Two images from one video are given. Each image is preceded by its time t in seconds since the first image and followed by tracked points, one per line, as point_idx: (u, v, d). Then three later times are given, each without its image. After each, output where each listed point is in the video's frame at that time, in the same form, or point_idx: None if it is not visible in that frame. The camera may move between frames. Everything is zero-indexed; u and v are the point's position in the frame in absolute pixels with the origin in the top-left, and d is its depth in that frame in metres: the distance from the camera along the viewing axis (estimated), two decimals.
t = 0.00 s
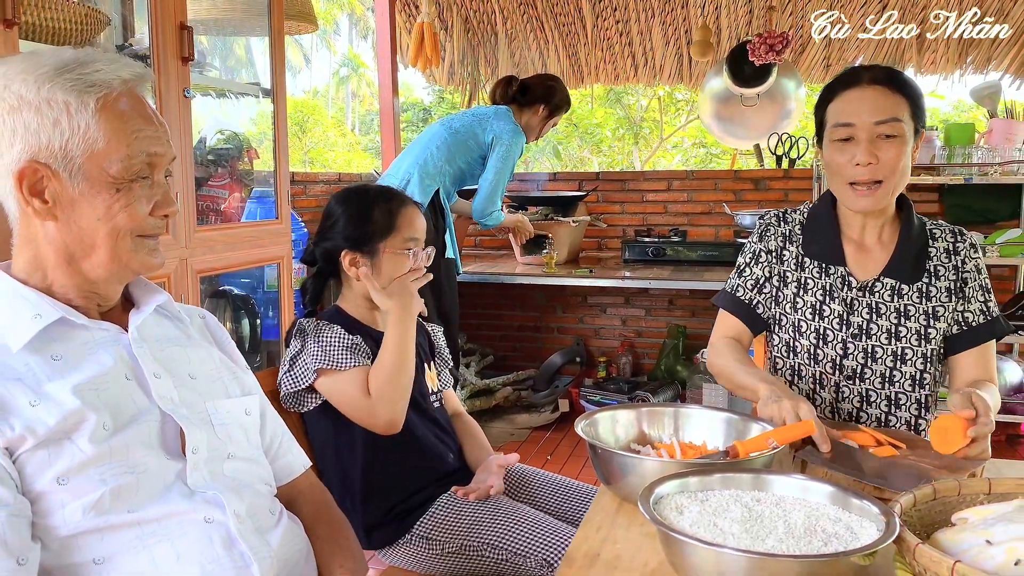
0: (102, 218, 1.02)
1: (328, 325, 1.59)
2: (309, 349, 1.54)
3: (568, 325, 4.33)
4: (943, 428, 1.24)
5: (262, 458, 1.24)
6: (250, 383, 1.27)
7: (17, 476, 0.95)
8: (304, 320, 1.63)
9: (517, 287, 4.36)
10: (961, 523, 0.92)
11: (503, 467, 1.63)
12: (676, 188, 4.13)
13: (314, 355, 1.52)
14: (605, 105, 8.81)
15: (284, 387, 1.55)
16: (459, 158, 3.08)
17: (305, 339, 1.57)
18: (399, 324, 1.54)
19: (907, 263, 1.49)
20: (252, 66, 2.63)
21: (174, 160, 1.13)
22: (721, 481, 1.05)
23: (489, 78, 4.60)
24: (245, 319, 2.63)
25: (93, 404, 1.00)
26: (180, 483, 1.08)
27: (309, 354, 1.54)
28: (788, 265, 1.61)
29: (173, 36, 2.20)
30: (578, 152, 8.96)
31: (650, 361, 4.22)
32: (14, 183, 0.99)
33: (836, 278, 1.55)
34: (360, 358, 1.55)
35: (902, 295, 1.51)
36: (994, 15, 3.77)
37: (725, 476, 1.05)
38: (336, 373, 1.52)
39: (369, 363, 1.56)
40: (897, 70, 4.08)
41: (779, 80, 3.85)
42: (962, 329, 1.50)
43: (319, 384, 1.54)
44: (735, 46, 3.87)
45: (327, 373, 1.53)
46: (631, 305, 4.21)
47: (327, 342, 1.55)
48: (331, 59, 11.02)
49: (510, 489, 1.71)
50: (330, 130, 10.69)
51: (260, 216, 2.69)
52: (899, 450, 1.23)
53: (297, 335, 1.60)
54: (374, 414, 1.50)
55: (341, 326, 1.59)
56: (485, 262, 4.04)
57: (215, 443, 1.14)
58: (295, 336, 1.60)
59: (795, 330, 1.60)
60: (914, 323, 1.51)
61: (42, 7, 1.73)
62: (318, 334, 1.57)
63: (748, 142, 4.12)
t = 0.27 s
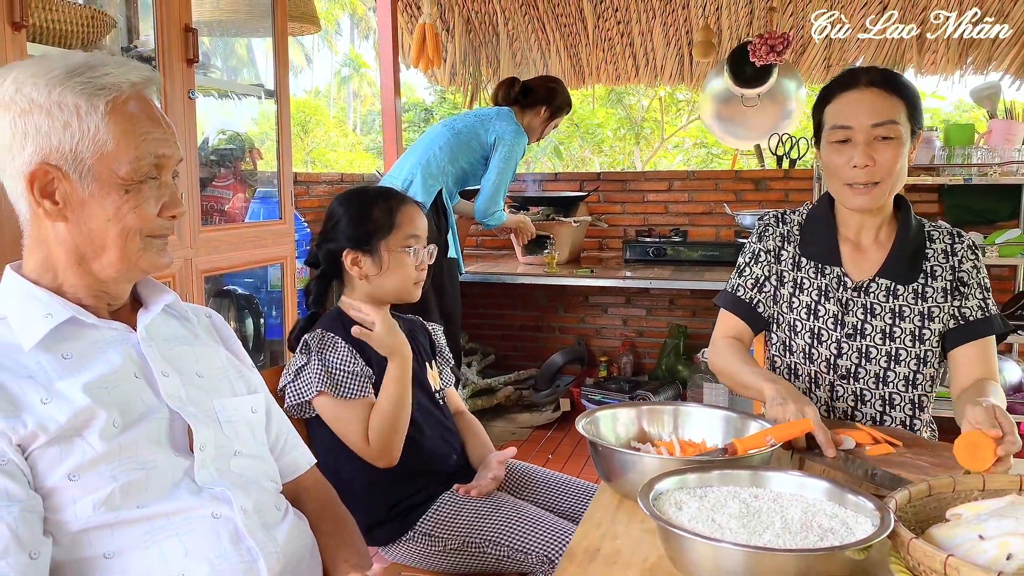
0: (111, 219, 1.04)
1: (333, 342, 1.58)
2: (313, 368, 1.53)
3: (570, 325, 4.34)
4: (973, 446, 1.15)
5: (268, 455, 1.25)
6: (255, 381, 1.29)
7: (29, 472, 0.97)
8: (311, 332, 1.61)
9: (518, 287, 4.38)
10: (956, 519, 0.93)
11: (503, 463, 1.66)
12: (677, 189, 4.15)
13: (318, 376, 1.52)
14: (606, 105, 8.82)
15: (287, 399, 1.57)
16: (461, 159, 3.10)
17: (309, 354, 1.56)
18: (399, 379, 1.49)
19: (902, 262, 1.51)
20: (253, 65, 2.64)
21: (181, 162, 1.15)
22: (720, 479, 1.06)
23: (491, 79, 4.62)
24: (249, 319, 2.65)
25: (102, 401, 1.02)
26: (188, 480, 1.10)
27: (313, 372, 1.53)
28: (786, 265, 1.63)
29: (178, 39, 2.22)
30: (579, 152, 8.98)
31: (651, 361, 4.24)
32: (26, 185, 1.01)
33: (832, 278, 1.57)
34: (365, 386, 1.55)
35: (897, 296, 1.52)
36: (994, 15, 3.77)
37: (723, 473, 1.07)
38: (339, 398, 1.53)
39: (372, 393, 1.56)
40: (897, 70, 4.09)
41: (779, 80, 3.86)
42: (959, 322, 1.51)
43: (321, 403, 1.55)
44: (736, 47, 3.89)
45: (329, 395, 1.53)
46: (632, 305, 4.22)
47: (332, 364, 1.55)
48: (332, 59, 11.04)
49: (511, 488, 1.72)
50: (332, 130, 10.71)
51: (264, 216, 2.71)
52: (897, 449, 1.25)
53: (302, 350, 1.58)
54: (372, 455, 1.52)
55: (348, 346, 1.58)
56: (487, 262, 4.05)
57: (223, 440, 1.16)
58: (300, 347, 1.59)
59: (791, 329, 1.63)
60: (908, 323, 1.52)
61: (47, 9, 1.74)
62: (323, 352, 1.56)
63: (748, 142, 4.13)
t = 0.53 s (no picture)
0: (124, 220, 1.06)
1: (338, 340, 1.59)
2: (315, 363, 1.53)
3: (571, 325, 4.36)
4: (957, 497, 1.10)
5: (275, 454, 1.28)
6: (263, 381, 1.31)
7: (44, 469, 0.99)
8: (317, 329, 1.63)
9: (520, 287, 4.40)
10: (952, 515, 0.95)
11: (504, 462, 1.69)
12: (678, 189, 4.16)
13: (317, 371, 1.52)
14: (607, 106, 8.84)
15: (291, 394, 1.57)
16: (465, 161, 3.12)
17: (314, 351, 1.57)
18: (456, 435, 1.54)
19: (907, 263, 1.54)
20: (255, 67, 2.66)
21: (192, 164, 1.17)
22: (721, 475, 1.08)
23: (493, 80, 4.65)
24: (254, 319, 2.67)
25: (116, 400, 1.04)
26: (199, 477, 1.12)
27: (315, 367, 1.53)
28: (786, 269, 1.63)
29: (185, 42, 2.24)
30: (580, 153, 9.00)
31: (652, 361, 4.26)
32: (42, 187, 1.03)
33: (831, 284, 1.59)
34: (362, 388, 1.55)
35: (898, 301, 1.55)
36: (995, 15, 3.78)
37: (724, 470, 1.09)
38: (337, 398, 1.52)
39: (366, 397, 1.55)
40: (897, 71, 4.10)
41: (779, 82, 3.87)
42: (961, 327, 1.54)
43: (318, 401, 1.54)
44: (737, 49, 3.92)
45: (328, 394, 1.53)
46: (633, 305, 4.24)
47: (335, 361, 1.55)
48: (333, 60, 11.06)
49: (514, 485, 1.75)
50: (334, 131, 10.74)
51: (269, 217, 2.73)
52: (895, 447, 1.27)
53: (308, 346, 1.60)
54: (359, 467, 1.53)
55: (352, 345, 1.59)
56: (489, 263, 4.07)
57: (232, 438, 1.18)
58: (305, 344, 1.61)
59: (789, 334, 1.63)
60: (909, 329, 1.55)
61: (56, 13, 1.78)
62: (327, 349, 1.57)
63: (749, 142, 4.14)
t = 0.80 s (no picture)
0: (129, 219, 1.08)
1: (344, 341, 1.61)
2: (320, 364, 1.55)
3: (572, 325, 4.38)
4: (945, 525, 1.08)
5: (278, 449, 1.30)
6: (266, 377, 1.33)
7: (53, 463, 1.01)
8: (323, 329, 1.65)
9: (521, 287, 4.42)
10: (943, 507, 0.97)
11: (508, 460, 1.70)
12: (677, 190, 4.18)
13: (323, 371, 1.54)
14: (607, 107, 8.86)
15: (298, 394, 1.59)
16: (466, 161, 3.14)
17: (320, 351, 1.58)
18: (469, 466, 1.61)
19: (921, 267, 1.55)
20: (256, 68, 2.68)
21: (197, 165, 1.19)
22: (716, 470, 1.10)
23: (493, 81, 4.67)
24: (256, 318, 2.69)
25: (122, 395, 1.06)
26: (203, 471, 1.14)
27: (320, 368, 1.55)
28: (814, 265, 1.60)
29: (188, 44, 2.26)
30: (580, 153, 9.02)
31: (652, 360, 4.27)
32: (48, 186, 1.05)
33: (854, 286, 1.58)
34: (366, 387, 1.57)
35: (916, 304, 1.56)
36: (995, 15, 3.79)
37: (720, 465, 1.10)
38: (343, 397, 1.54)
39: (370, 397, 1.57)
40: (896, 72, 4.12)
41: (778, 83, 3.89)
42: (964, 331, 1.56)
43: (323, 400, 1.56)
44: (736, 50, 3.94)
45: (333, 394, 1.54)
46: (633, 305, 4.26)
47: (341, 360, 1.57)
48: (334, 61, 11.08)
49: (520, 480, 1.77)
50: (334, 132, 10.77)
51: (270, 217, 2.75)
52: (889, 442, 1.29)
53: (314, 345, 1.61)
54: (367, 466, 1.55)
55: (358, 345, 1.61)
56: (489, 262, 4.09)
57: (236, 434, 1.20)
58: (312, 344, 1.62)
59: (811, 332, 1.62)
60: (927, 333, 1.57)
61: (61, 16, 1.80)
62: (333, 349, 1.59)
63: (749, 142, 4.16)
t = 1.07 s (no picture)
0: (128, 226, 1.10)
1: (338, 346, 1.63)
2: (314, 369, 1.57)
3: (569, 327, 4.40)
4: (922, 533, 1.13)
5: (277, 452, 1.32)
6: (265, 381, 1.35)
7: (56, 466, 1.02)
8: (318, 334, 1.67)
9: (518, 290, 4.44)
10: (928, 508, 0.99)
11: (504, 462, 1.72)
12: (674, 193, 4.21)
13: (316, 376, 1.56)
14: (605, 110, 8.89)
15: (294, 398, 1.62)
16: (463, 165, 3.16)
17: (314, 356, 1.61)
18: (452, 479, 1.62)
19: (915, 271, 1.58)
20: (255, 70, 2.70)
21: (196, 173, 1.21)
22: (706, 471, 1.12)
23: (491, 85, 4.69)
24: (255, 320, 2.71)
25: (123, 399, 1.08)
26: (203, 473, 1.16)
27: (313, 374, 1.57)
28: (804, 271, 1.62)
29: (188, 50, 2.28)
30: (579, 155, 9.05)
31: (649, 362, 4.30)
32: (50, 194, 1.07)
33: (846, 290, 1.61)
34: (358, 393, 1.58)
35: (909, 306, 1.58)
36: (995, 14, 3.80)
37: (709, 466, 1.13)
38: (335, 402, 1.56)
39: (360, 403, 1.59)
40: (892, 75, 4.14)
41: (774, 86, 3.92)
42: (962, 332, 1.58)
43: (316, 405, 1.58)
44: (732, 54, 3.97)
45: (325, 399, 1.56)
46: (630, 307, 4.28)
47: (334, 366, 1.59)
48: (333, 63, 11.11)
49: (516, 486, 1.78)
50: (333, 134, 10.79)
51: (269, 221, 2.78)
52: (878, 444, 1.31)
53: (308, 351, 1.63)
54: (349, 473, 1.57)
55: (352, 350, 1.63)
56: (487, 265, 4.11)
57: (235, 437, 1.22)
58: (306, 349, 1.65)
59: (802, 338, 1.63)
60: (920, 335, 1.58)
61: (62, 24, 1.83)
62: (327, 355, 1.61)
63: (744, 146, 4.18)
